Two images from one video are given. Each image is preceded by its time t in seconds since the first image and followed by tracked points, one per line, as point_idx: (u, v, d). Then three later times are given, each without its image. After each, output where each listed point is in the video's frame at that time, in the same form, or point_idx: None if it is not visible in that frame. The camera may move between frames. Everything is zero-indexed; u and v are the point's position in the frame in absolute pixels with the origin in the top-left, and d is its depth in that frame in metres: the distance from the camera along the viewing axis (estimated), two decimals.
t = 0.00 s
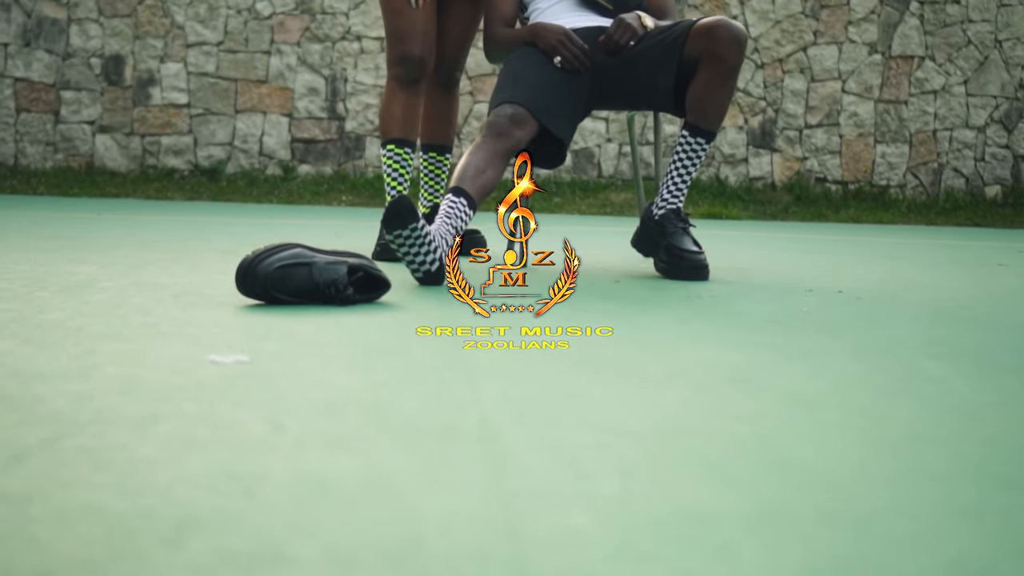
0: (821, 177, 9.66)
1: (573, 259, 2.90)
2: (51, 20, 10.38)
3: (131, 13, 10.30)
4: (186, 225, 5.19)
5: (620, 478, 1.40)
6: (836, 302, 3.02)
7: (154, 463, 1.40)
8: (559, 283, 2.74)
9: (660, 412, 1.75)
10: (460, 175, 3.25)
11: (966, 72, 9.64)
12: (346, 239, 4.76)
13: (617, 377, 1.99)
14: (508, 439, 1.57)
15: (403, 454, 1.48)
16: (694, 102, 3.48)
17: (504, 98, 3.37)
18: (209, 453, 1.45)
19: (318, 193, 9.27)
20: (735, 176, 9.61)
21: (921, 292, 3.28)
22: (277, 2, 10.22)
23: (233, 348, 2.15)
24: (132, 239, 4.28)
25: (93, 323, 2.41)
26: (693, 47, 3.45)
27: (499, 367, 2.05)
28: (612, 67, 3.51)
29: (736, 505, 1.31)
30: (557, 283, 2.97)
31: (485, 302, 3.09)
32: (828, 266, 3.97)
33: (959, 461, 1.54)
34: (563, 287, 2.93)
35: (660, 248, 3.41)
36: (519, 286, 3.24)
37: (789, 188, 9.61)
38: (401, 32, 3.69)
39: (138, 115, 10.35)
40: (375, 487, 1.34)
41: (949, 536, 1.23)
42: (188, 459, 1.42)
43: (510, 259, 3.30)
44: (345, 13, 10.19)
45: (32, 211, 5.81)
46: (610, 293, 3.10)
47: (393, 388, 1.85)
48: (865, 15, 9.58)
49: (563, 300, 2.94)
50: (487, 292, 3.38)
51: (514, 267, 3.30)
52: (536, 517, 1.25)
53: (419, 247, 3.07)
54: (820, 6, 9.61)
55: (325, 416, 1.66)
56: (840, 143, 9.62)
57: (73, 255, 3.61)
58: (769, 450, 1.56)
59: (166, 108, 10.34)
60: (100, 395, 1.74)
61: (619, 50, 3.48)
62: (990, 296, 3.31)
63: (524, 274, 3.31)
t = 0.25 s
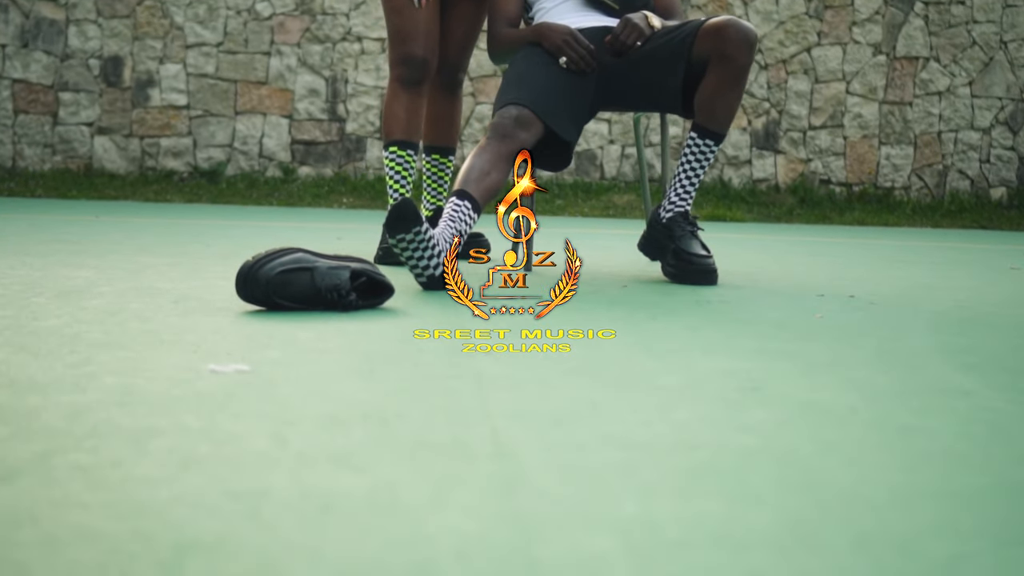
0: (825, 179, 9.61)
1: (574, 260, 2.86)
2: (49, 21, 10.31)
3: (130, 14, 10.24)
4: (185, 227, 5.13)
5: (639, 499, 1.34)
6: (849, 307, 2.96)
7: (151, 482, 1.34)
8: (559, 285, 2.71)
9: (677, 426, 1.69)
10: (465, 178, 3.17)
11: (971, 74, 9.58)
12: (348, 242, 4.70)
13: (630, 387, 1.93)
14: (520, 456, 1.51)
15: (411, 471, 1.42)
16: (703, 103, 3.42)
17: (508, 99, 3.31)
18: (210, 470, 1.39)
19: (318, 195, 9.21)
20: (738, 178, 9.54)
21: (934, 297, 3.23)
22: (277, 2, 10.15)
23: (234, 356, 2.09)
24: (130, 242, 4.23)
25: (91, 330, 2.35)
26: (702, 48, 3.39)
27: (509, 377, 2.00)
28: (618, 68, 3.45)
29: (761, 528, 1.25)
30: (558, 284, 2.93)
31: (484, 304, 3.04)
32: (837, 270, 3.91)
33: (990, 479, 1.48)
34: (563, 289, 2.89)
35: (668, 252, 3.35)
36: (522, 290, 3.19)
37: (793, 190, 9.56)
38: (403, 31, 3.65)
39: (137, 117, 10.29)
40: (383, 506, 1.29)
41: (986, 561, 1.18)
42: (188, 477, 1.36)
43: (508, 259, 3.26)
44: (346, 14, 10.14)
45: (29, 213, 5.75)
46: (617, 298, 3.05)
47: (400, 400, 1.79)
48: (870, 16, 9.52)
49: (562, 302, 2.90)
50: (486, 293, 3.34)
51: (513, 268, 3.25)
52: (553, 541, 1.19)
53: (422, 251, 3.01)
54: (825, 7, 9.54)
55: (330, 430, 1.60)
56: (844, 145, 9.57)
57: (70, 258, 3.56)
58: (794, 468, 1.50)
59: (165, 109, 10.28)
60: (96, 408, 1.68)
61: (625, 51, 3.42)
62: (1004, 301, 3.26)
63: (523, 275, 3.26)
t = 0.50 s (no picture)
0: (831, 181, 9.54)
1: (577, 260, 2.79)
2: (48, 22, 10.23)
3: (130, 15, 10.16)
4: (185, 231, 5.05)
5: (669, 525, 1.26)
6: (868, 314, 2.88)
7: (148, 506, 1.25)
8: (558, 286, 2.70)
9: (702, 442, 1.60)
10: (472, 181, 3.09)
11: (979, 75, 9.50)
12: (351, 246, 4.62)
13: (650, 399, 1.85)
14: (540, 476, 1.42)
15: (423, 491, 1.34)
16: (716, 104, 3.34)
17: (516, 101, 3.23)
18: (210, 492, 1.31)
19: (321, 198, 9.12)
20: (745, 180, 9.49)
21: (954, 302, 3.14)
22: (278, 3, 10.07)
23: (234, 367, 2.00)
24: (129, 246, 4.15)
25: (87, 339, 2.27)
26: (715, 47, 3.31)
27: (523, 388, 1.91)
28: (629, 68, 3.37)
29: (802, 557, 1.17)
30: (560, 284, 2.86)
31: (486, 308, 2.97)
32: (852, 274, 3.83)
33: None
34: (567, 292, 2.82)
35: (680, 256, 3.26)
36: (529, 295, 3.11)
37: (799, 192, 9.48)
38: (408, 32, 3.56)
39: (137, 119, 10.21)
40: (396, 531, 1.20)
41: None
42: (187, 500, 1.27)
43: (508, 261, 3.18)
44: (348, 15, 10.06)
45: (27, 216, 5.67)
46: (629, 304, 2.97)
47: (410, 414, 1.70)
48: (877, 17, 9.44)
49: (564, 305, 2.83)
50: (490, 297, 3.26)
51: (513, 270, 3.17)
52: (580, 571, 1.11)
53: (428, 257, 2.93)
54: (832, 8, 9.46)
55: (337, 447, 1.51)
56: (851, 147, 9.49)
57: (67, 263, 3.48)
58: (831, 488, 1.41)
59: (165, 111, 10.20)
60: (91, 424, 1.60)
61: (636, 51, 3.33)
62: None
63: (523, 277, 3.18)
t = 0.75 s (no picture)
0: (837, 182, 9.48)
1: (578, 260, 2.72)
2: (47, 22, 10.17)
3: (129, 14, 10.10)
4: (185, 232, 4.98)
5: (695, 547, 1.18)
6: (886, 318, 2.80)
7: (142, 527, 1.18)
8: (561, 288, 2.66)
9: (727, 457, 1.53)
10: (478, 181, 3.01)
11: (986, 75, 9.42)
12: (354, 248, 4.55)
13: (668, 408, 1.77)
14: (556, 494, 1.35)
15: (434, 511, 1.27)
16: (728, 103, 3.26)
17: (524, 99, 3.16)
18: (209, 512, 1.24)
19: (322, 198, 9.05)
20: (750, 181, 9.44)
21: (972, 306, 3.07)
22: (279, 2, 10.01)
23: (235, 375, 1.93)
24: (128, 248, 4.08)
25: (84, 345, 2.20)
26: (727, 46, 3.24)
27: (536, 397, 1.84)
28: (638, 66, 3.30)
29: None
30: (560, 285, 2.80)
31: (487, 311, 2.90)
32: (865, 277, 3.75)
33: None
34: (567, 293, 2.75)
35: (691, 260, 3.19)
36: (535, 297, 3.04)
37: (805, 193, 9.41)
38: (413, 30, 3.48)
39: (137, 119, 10.14)
40: (405, 556, 1.13)
41: None
42: (183, 521, 1.20)
43: (510, 261, 3.11)
44: (349, 14, 9.98)
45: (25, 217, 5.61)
46: (639, 308, 2.89)
47: (419, 424, 1.63)
48: (883, 16, 9.38)
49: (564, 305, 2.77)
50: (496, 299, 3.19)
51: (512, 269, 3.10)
52: None
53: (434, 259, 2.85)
54: (838, 7, 9.41)
55: (343, 462, 1.44)
56: (857, 148, 9.44)
57: (64, 266, 3.41)
58: (865, 507, 1.34)
59: (164, 112, 10.13)
60: (85, 436, 1.53)
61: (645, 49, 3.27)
62: None
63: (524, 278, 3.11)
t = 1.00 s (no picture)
0: (843, 184, 9.41)
1: (579, 261, 2.66)
2: (45, 21, 10.10)
3: (128, 14, 10.02)
4: (183, 233, 4.91)
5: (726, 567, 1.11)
6: (904, 321, 2.73)
7: (136, 546, 1.11)
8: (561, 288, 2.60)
9: (753, 466, 1.45)
10: (484, 181, 2.93)
11: (994, 76, 9.35)
12: (356, 249, 4.47)
13: (686, 415, 1.70)
14: (577, 508, 1.27)
15: (447, 527, 1.19)
16: (740, 102, 3.19)
17: (531, 97, 3.09)
18: (209, 529, 1.16)
19: (323, 200, 8.97)
20: (755, 182, 9.38)
21: (991, 309, 2.99)
22: (280, 2, 9.95)
23: (234, 381, 1.86)
24: (125, 250, 4.00)
25: (77, 350, 2.12)
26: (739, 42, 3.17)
27: (549, 402, 1.76)
28: (648, 64, 3.23)
29: None
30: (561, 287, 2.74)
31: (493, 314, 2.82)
32: (878, 279, 3.68)
33: None
34: (567, 294, 2.69)
35: (702, 261, 3.12)
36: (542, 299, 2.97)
37: (810, 194, 9.35)
38: (416, 27, 3.41)
39: (136, 119, 10.07)
40: None
41: None
42: (181, 539, 1.13)
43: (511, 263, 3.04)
44: (351, 14, 9.91)
45: (21, 219, 5.53)
46: (650, 310, 2.81)
47: (428, 432, 1.55)
48: (889, 16, 9.32)
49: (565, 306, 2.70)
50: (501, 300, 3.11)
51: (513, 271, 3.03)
52: None
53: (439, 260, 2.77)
54: (843, 7, 9.35)
55: (350, 474, 1.37)
56: (863, 149, 9.37)
57: (60, 268, 3.33)
58: (902, 521, 1.26)
59: (164, 112, 10.06)
60: (78, 447, 1.45)
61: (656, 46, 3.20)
62: None
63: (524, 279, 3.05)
